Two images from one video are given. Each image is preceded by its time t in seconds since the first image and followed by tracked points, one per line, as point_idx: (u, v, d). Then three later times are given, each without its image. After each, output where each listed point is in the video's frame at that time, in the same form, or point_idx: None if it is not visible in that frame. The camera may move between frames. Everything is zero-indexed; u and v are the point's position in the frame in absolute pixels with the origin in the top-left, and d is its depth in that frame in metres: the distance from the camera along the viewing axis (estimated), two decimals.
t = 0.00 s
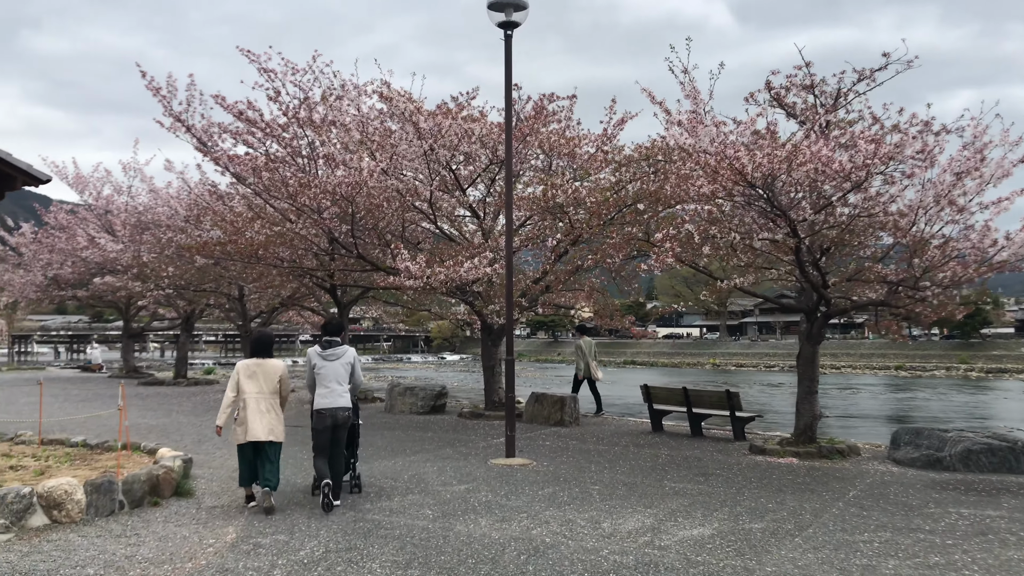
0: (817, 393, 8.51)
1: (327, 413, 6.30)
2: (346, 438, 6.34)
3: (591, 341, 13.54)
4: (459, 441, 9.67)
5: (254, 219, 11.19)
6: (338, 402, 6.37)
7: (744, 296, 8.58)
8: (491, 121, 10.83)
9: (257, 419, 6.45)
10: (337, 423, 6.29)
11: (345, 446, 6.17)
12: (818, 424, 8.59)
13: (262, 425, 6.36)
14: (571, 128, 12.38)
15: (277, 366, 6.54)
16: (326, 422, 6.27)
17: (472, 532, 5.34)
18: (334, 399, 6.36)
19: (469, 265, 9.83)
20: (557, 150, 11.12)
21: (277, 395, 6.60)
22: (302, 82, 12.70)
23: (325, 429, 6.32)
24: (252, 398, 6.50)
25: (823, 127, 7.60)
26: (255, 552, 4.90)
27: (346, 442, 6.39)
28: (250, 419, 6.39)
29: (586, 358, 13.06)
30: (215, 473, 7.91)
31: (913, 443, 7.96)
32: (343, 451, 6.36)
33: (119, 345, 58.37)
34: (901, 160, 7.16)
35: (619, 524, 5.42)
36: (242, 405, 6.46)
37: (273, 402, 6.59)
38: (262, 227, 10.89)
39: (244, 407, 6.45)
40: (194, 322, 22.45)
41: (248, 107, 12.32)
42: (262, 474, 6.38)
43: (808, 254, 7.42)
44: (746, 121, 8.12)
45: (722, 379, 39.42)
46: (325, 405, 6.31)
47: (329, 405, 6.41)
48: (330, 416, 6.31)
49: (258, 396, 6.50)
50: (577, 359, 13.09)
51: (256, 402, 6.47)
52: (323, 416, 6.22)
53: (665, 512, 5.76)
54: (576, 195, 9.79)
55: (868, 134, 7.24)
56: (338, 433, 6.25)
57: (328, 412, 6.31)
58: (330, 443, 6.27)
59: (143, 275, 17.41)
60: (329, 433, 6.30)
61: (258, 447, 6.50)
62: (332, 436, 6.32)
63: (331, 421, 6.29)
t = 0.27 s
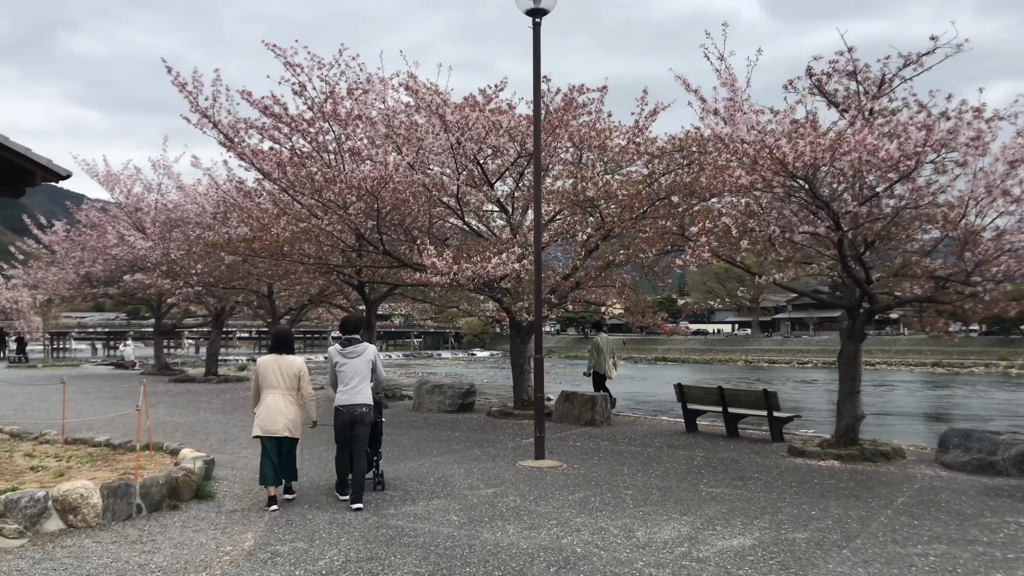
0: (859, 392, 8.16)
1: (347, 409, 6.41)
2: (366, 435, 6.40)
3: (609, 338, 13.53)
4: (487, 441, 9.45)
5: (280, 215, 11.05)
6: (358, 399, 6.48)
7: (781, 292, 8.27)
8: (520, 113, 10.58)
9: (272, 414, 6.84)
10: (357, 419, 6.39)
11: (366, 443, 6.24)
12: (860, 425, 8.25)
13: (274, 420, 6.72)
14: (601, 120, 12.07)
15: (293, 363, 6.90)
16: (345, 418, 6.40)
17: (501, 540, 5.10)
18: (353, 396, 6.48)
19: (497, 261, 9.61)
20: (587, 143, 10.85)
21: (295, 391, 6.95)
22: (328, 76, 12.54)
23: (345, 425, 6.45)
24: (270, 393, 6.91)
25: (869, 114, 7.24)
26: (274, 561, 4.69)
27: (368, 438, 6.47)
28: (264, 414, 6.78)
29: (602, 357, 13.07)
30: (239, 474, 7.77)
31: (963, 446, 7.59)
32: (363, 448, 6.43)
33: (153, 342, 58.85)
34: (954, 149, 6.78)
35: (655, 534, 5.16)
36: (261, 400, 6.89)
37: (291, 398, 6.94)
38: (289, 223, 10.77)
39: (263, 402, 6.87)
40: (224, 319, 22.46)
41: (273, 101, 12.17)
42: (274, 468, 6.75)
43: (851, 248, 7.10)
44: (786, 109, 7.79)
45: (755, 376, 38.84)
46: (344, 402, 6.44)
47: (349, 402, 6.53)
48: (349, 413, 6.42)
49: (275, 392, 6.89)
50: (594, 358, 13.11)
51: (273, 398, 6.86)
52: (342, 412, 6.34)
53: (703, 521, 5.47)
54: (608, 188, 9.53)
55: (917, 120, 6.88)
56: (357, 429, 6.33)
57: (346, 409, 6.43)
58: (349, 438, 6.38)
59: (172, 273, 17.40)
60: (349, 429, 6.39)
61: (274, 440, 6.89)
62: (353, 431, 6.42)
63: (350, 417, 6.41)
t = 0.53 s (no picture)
0: (901, 386, 7.79)
1: (358, 402, 6.56)
2: (381, 428, 6.59)
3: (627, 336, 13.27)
4: (512, 436, 9.17)
5: (301, 204, 10.85)
6: (370, 391, 6.67)
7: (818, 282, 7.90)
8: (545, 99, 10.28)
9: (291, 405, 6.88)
10: (369, 411, 6.54)
11: (379, 433, 6.39)
12: (902, 421, 7.86)
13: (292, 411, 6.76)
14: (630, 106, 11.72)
15: (311, 354, 6.97)
16: (357, 410, 6.55)
17: (522, 542, 4.82)
18: (365, 388, 6.62)
19: (522, 251, 9.33)
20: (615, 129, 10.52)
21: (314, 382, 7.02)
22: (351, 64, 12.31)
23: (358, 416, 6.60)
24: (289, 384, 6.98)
25: (914, 92, 6.85)
26: (280, 564, 4.45)
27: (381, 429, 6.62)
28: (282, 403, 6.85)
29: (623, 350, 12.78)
30: (256, 470, 7.56)
31: (1012, 444, 7.19)
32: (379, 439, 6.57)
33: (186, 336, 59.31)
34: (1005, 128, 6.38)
35: (686, 538, 4.85)
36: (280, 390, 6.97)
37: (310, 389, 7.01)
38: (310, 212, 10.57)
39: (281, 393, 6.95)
40: (251, 313, 22.40)
41: (294, 90, 11.95)
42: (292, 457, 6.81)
43: (894, 234, 6.73)
44: (824, 88, 7.42)
45: (789, 370, 38.19)
46: (356, 394, 6.58)
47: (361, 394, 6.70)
48: (362, 405, 6.58)
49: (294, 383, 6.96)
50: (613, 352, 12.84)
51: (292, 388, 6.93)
52: (355, 404, 6.48)
53: (737, 524, 5.15)
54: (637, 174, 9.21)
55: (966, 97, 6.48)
56: (372, 422, 6.50)
57: (359, 401, 6.59)
58: (364, 431, 6.55)
59: (198, 266, 17.32)
60: (364, 422, 6.57)
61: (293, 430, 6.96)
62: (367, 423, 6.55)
63: (363, 409, 6.56)
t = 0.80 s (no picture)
0: (938, 387, 7.42)
1: (368, 399, 6.50)
2: (389, 425, 6.57)
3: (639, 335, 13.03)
4: (531, 437, 8.90)
5: (317, 199, 10.64)
6: (380, 388, 6.58)
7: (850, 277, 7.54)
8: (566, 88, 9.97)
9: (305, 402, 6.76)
10: (380, 410, 6.49)
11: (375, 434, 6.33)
12: (939, 424, 7.48)
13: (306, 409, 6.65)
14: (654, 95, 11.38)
15: (321, 353, 6.85)
16: (368, 408, 6.49)
17: (534, 555, 4.54)
18: (375, 385, 6.54)
19: (541, 245, 9.04)
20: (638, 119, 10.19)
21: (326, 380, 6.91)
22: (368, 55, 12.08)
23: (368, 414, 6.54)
24: (301, 382, 6.84)
25: (954, 75, 6.48)
26: None
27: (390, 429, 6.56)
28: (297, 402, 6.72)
29: (634, 345, 12.54)
30: (267, 472, 7.36)
31: None
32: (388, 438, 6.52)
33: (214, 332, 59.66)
34: None
35: (710, 552, 4.54)
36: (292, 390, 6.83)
37: (322, 386, 6.89)
38: (326, 205, 10.37)
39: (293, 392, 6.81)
40: (275, 309, 22.31)
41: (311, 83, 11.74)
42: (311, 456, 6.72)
43: (932, 227, 6.36)
44: (857, 73, 7.06)
45: (819, 365, 37.54)
46: (365, 391, 6.51)
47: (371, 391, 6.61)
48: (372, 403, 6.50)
49: (307, 381, 6.82)
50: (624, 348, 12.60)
51: (305, 387, 6.80)
52: (365, 403, 6.42)
53: (765, 536, 4.83)
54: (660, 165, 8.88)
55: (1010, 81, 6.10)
56: (380, 419, 6.46)
57: (370, 399, 6.51)
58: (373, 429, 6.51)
59: (220, 262, 17.22)
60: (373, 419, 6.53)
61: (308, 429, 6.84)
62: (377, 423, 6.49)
63: (372, 407, 6.50)
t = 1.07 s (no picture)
0: (975, 383, 7.07)
1: (380, 393, 6.32)
2: (401, 420, 6.38)
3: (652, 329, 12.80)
4: (550, 434, 8.63)
5: (331, 191, 10.43)
6: (392, 381, 6.37)
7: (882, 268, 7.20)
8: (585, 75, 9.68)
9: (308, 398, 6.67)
10: (392, 403, 6.33)
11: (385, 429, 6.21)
12: (977, 422, 7.13)
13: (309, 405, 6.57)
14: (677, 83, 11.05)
15: (325, 347, 6.73)
16: (380, 402, 6.32)
17: (544, 561, 4.28)
18: (387, 379, 6.36)
19: (558, 237, 8.76)
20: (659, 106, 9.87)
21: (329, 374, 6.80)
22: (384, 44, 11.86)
23: (380, 408, 6.37)
24: (305, 378, 6.75)
25: (994, 52, 6.12)
26: None
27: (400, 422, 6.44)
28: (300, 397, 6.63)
29: (646, 339, 12.31)
30: (276, 470, 7.16)
31: None
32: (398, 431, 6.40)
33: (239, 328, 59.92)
34: None
35: (732, 558, 4.25)
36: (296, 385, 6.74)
37: (326, 381, 6.79)
38: (340, 197, 10.15)
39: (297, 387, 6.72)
40: (296, 304, 22.22)
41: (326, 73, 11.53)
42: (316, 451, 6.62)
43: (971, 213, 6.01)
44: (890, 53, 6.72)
45: (848, 361, 36.89)
46: (377, 385, 6.32)
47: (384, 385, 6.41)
48: (383, 396, 6.32)
49: (310, 376, 6.73)
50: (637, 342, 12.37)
51: (308, 382, 6.71)
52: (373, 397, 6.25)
53: (792, 541, 4.53)
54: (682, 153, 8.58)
55: None
56: (392, 413, 6.29)
57: (381, 392, 6.32)
58: (384, 423, 6.34)
59: (239, 257, 17.11)
60: (385, 413, 6.35)
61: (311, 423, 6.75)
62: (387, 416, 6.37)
63: (384, 401, 6.32)
